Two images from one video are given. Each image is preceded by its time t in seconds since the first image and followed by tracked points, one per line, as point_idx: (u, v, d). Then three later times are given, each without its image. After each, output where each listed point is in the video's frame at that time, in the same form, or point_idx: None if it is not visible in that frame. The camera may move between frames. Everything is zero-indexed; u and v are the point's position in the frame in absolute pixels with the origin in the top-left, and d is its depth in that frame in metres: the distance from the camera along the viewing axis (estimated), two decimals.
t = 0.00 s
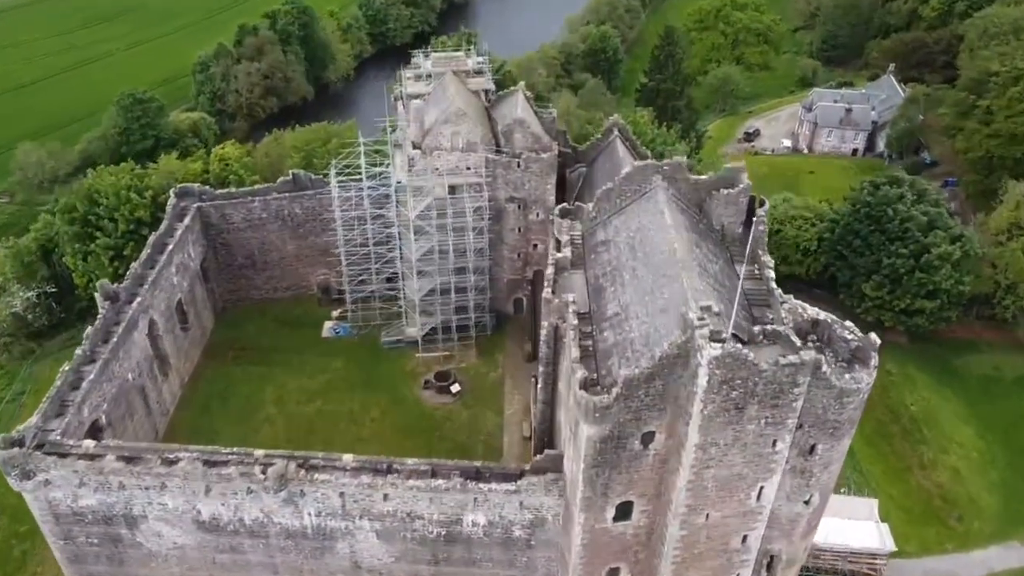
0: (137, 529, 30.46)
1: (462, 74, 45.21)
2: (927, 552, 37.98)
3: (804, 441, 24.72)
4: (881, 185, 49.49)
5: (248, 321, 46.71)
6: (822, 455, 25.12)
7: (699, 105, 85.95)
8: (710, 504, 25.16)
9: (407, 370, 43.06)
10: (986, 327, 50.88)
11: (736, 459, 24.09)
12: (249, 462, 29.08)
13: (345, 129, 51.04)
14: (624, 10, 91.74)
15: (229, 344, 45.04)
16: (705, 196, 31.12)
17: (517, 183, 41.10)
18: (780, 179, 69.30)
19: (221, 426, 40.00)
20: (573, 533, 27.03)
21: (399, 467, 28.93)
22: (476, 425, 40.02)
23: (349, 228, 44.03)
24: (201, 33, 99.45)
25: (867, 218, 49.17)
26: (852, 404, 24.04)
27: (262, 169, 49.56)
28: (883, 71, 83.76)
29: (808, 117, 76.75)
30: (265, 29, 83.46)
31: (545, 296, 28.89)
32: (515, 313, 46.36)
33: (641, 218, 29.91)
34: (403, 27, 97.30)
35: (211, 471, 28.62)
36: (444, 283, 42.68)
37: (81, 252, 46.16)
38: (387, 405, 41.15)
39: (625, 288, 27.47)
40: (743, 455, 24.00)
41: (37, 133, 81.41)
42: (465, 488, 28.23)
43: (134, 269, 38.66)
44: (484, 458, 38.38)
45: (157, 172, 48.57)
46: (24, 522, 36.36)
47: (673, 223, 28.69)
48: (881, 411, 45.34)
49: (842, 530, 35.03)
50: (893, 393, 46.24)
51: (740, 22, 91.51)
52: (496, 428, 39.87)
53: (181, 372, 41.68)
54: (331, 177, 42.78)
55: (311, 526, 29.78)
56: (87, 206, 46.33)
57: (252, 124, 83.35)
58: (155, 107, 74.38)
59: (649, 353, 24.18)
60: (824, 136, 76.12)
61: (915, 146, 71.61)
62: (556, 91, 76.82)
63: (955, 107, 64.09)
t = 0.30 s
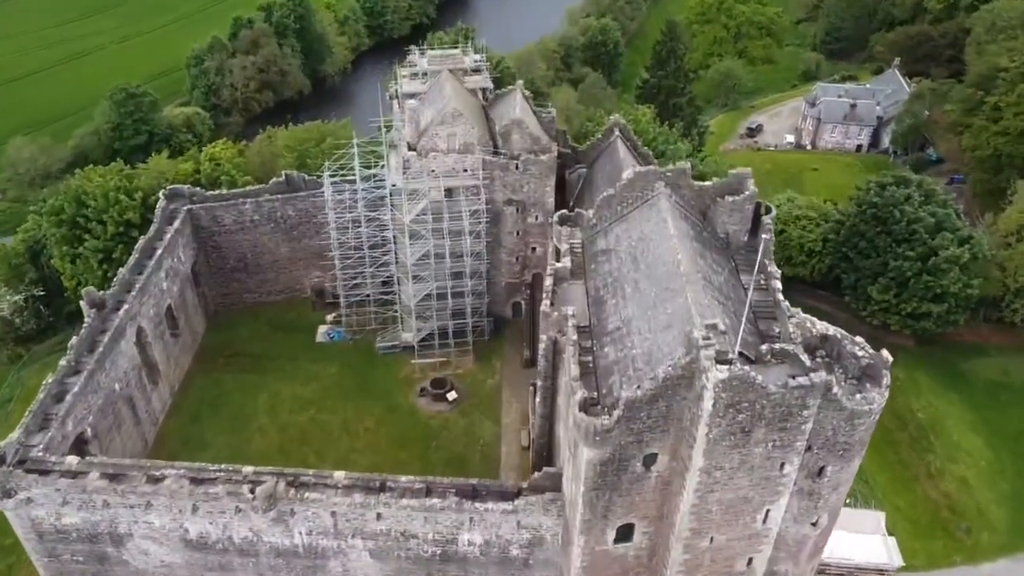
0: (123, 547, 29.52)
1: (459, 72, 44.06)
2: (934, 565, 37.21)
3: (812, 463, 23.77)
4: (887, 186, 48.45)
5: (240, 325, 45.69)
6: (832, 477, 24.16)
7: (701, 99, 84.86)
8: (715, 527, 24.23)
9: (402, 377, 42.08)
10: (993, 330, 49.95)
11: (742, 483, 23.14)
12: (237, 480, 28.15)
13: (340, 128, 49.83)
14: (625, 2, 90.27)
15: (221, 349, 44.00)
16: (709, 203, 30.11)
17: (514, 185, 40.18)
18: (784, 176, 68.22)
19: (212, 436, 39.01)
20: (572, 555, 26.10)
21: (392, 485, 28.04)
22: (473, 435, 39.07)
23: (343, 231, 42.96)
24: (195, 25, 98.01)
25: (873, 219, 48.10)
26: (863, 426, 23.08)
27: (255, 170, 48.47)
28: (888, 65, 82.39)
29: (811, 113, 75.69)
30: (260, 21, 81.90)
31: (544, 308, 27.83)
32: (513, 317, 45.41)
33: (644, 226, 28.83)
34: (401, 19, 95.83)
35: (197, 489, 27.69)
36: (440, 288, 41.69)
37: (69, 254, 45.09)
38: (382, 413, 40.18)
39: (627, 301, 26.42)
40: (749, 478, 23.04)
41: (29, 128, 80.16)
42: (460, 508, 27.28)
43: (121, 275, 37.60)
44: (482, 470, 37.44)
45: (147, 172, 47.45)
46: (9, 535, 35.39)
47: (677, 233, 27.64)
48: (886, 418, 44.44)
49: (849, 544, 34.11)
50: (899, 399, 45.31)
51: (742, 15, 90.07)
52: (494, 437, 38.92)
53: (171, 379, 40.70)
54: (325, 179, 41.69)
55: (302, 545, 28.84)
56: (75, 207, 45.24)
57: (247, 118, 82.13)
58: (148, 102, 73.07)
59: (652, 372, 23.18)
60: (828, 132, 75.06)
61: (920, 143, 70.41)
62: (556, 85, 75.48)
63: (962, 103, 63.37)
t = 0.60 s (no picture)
0: (108, 566, 28.59)
1: (455, 71, 42.90)
2: None
3: (822, 487, 22.76)
4: (894, 187, 47.47)
5: (232, 329, 44.68)
6: (842, 501, 23.17)
7: (703, 94, 83.60)
8: (719, 553, 23.28)
9: (398, 385, 41.10)
10: (1002, 334, 48.97)
11: (748, 509, 22.17)
12: (225, 499, 27.24)
13: (334, 127, 48.68)
14: None
15: (212, 355, 43.00)
16: (714, 212, 29.05)
17: (513, 188, 39.11)
18: (788, 173, 67.07)
19: (203, 445, 38.01)
20: None
21: (386, 504, 27.15)
22: (470, 445, 38.13)
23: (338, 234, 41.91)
24: (190, 17, 96.58)
25: (880, 220, 47.02)
26: (876, 450, 22.08)
27: (247, 172, 47.47)
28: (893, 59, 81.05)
29: (815, 108, 74.42)
30: (256, 14, 80.52)
31: (542, 322, 26.80)
32: (512, 321, 44.46)
33: (647, 235, 27.79)
34: (399, 11, 94.42)
35: (185, 509, 26.79)
36: (436, 293, 40.69)
37: (57, 257, 44.04)
38: (377, 422, 39.22)
39: (629, 315, 25.40)
40: (756, 504, 22.08)
41: (21, 123, 78.86)
42: (456, 529, 26.36)
43: (109, 281, 36.57)
44: (480, 481, 36.51)
45: (137, 173, 46.33)
46: None
47: (681, 244, 26.61)
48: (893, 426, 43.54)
49: (857, 559, 33.16)
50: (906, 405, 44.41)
51: (745, 8, 90.13)
52: (492, 447, 37.99)
53: (161, 387, 39.72)
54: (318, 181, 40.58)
55: (293, 565, 27.95)
56: (63, 210, 44.18)
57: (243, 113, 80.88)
58: (141, 97, 71.76)
59: (655, 394, 22.20)
60: (832, 128, 73.77)
61: (926, 139, 69.23)
62: (555, 79, 74.19)
63: (970, 99, 62.02)
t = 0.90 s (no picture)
0: None
1: (452, 70, 41.77)
2: None
3: (832, 515, 21.81)
4: (901, 188, 46.46)
5: (225, 334, 43.71)
6: (853, 528, 22.22)
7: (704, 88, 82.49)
8: None
9: (393, 393, 40.12)
10: (1010, 337, 48.07)
11: (755, 538, 21.23)
12: (212, 521, 26.35)
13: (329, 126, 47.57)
14: None
15: (204, 361, 42.01)
16: (719, 221, 28.03)
17: (512, 191, 38.04)
18: (791, 171, 65.94)
19: (193, 456, 37.00)
20: None
21: (379, 525, 26.27)
22: (468, 456, 37.19)
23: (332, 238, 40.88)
24: (185, 10, 95.11)
25: (887, 222, 45.95)
26: (889, 477, 21.12)
27: (240, 174, 46.50)
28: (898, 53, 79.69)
29: (819, 104, 73.21)
30: (251, 6, 78.41)
31: (541, 339, 25.82)
32: (510, 326, 43.50)
33: (650, 247, 26.75)
34: (396, 4, 92.99)
35: (170, 532, 25.88)
36: (433, 299, 39.69)
37: (45, 261, 43.03)
38: (372, 432, 38.25)
39: (631, 333, 24.40)
40: (763, 534, 21.13)
41: (13, 118, 77.61)
42: (451, 553, 25.45)
43: (95, 289, 35.55)
44: (477, 494, 35.59)
45: (126, 174, 45.21)
46: None
47: (686, 257, 25.58)
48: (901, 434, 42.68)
49: None
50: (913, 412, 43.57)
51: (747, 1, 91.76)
52: (489, 458, 37.06)
53: (150, 396, 38.74)
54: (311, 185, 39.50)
55: None
56: (50, 212, 43.13)
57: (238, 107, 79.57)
58: (134, 92, 70.37)
59: (658, 418, 21.22)
60: (836, 124, 72.60)
61: (932, 136, 68.04)
62: (556, 74, 72.88)
63: (978, 96, 60.72)
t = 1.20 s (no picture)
0: None
1: (448, 63, 40.61)
2: None
3: (843, 538, 20.90)
4: (910, 184, 45.27)
5: (216, 335, 42.75)
6: (863, 551, 21.31)
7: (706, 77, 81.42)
8: None
9: (388, 396, 39.23)
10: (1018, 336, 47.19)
11: (762, 563, 20.32)
12: (200, 538, 25.46)
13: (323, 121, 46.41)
14: None
15: (195, 363, 41.08)
16: (724, 226, 27.02)
17: (510, 190, 36.96)
18: (795, 163, 64.78)
19: (184, 463, 36.19)
20: None
21: (371, 543, 25.37)
22: (464, 461, 36.31)
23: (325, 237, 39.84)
24: None
25: (894, 219, 44.90)
26: (902, 500, 20.23)
27: (231, 170, 45.47)
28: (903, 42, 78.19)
29: (824, 94, 71.84)
30: None
31: (539, 351, 24.85)
32: (509, 327, 42.55)
33: (653, 254, 25.76)
34: None
35: (156, 549, 25.03)
36: (429, 300, 38.73)
37: (32, 260, 42.08)
38: (366, 437, 37.37)
39: (633, 347, 23.41)
40: (771, 559, 20.21)
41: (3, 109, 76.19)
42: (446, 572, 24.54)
43: (80, 293, 34.56)
44: (475, 501, 34.74)
45: (115, 171, 44.11)
46: None
47: (690, 266, 24.59)
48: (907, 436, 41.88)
49: None
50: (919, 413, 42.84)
51: None
52: (487, 464, 36.19)
53: (139, 399, 37.83)
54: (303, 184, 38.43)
55: None
56: (36, 210, 42.08)
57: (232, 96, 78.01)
58: (126, 81, 68.77)
59: (661, 440, 20.29)
60: (841, 114, 71.33)
61: (938, 127, 66.80)
62: (556, 63, 71.39)
63: (987, 87, 59.37)
